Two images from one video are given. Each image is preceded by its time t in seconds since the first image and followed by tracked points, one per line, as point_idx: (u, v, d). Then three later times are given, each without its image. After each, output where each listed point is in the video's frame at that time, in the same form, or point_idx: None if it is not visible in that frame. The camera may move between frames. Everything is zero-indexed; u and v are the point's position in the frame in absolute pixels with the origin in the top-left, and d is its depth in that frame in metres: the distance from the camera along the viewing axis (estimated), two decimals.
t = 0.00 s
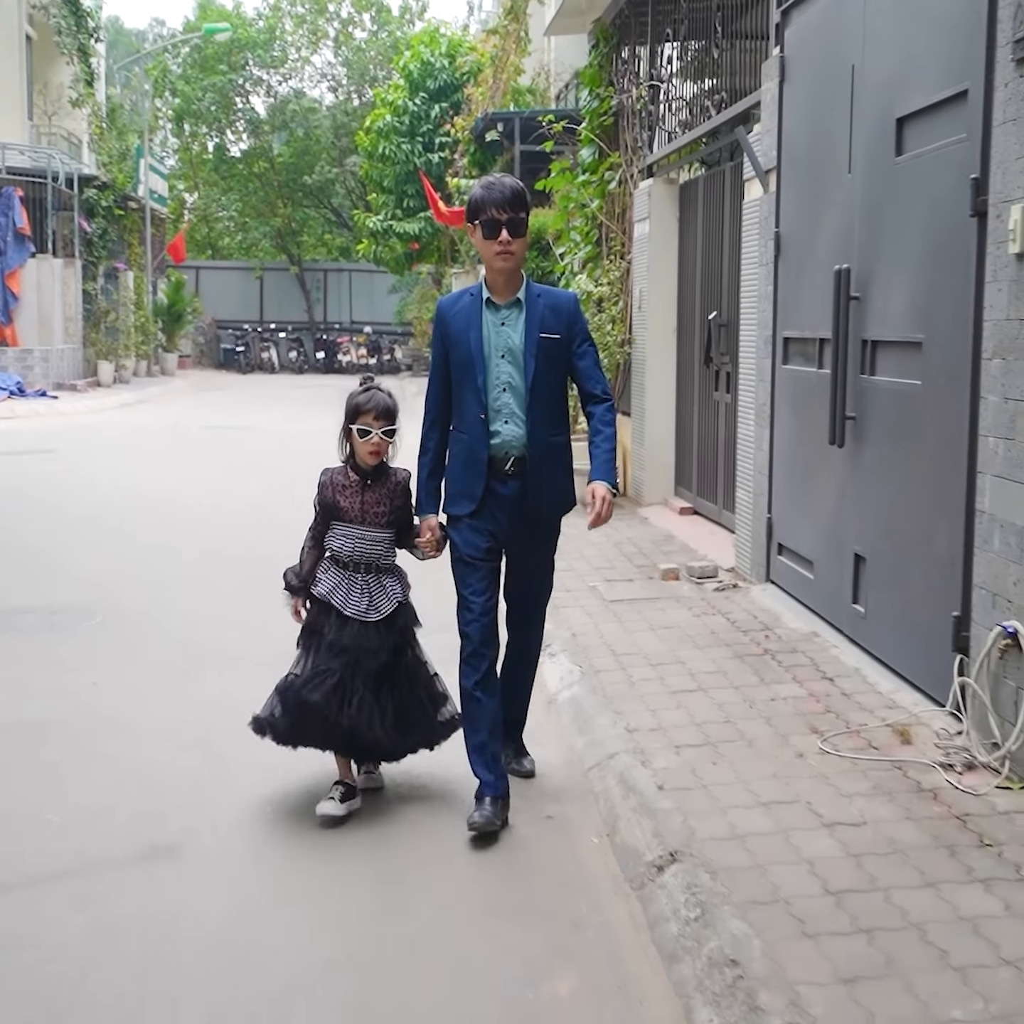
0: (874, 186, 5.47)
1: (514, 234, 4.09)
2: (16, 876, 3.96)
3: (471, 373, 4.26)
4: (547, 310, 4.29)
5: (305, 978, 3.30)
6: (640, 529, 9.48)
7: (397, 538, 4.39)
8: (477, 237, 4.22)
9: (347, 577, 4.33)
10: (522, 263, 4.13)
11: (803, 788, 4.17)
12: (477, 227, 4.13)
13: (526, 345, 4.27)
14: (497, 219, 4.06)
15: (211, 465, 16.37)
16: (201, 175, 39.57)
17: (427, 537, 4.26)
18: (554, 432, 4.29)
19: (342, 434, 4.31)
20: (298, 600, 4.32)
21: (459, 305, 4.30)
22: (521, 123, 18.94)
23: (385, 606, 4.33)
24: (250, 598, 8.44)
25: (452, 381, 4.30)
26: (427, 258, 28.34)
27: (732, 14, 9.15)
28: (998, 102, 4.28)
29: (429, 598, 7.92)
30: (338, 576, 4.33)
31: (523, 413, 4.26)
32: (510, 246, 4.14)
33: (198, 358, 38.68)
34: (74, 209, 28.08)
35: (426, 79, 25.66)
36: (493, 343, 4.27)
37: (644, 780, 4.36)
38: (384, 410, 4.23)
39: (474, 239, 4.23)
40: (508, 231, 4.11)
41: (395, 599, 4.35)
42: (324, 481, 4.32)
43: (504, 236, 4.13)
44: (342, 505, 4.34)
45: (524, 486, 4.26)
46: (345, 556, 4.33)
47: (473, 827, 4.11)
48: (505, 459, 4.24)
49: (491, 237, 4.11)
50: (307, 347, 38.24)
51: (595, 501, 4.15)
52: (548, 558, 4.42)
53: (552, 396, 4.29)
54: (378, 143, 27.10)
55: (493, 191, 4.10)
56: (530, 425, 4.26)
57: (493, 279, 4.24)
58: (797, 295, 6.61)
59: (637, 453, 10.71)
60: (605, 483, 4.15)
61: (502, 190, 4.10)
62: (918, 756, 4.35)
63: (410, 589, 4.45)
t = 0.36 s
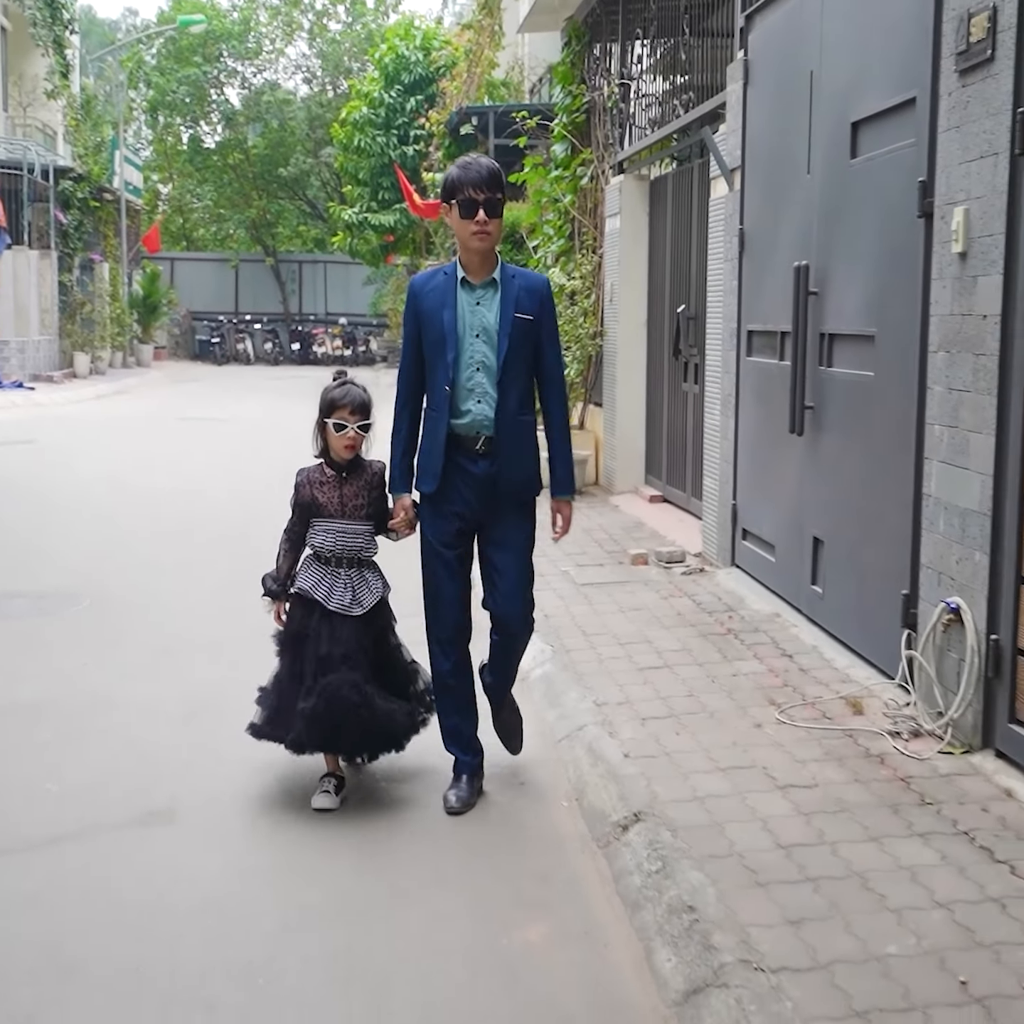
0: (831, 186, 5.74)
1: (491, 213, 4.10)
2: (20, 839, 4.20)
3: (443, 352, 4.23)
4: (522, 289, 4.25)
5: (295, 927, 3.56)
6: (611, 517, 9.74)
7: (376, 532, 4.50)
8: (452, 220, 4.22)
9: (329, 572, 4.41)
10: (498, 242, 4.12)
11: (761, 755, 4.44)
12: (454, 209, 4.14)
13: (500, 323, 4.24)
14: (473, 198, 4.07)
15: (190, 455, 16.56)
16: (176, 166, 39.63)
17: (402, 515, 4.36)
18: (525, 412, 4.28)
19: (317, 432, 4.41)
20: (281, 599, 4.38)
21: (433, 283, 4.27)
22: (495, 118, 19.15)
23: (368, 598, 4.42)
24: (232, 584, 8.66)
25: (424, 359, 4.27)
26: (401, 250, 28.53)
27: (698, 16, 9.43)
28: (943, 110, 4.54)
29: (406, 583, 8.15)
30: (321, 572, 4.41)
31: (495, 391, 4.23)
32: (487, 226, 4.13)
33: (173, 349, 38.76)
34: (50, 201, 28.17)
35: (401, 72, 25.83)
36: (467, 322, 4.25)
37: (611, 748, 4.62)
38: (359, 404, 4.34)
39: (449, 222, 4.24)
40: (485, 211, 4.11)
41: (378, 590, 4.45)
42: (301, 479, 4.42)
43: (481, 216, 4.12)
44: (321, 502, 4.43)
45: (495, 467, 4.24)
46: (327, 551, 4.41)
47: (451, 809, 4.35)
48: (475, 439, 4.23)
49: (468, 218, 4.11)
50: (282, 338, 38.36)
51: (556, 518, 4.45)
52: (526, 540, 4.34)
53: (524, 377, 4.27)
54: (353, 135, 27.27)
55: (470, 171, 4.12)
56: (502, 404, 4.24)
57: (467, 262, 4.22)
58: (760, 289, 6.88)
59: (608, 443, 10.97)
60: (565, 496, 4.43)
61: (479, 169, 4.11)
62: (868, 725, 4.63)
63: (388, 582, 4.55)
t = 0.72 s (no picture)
0: (789, 183, 5.97)
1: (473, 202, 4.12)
2: (14, 804, 4.40)
3: (418, 339, 4.28)
4: (499, 282, 4.33)
5: (279, 883, 3.76)
6: (582, 502, 9.96)
7: (352, 508, 4.59)
8: (432, 204, 4.23)
9: (310, 552, 4.49)
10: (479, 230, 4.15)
11: (720, 723, 4.68)
12: (436, 195, 4.16)
13: (475, 314, 4.31)
14: (456, 187, 4.10)
15: (167, 443, 16.73)
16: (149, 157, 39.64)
17: (375, 497, 4.38)
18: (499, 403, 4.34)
19: (292, 415, 4.45)
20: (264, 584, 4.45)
21: (409, 269, 4.32)
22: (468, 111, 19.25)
23: (347, 576, 4.53)
24: (211, 567, 8.86)
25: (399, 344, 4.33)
26: (375, 241, 28.65)
27: (666, 13, 9.63)
28: (893, 109, 4.76)
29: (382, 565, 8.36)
30: (301, 553, 4.49)
31: (468, 381, 4.31)
32: (468, 216, 4.16)
33: (147, 339, 38.78)
34: (22, 191, 28.20)
35: (374, 64, 25.97)
36: (442, 310, 4.30)
37: (578, 718, 4.84)
38: (334, 388, 4.41)
39: (428, 205, 4.25)
40: (466, 199, 4.13)
41: (356, 567, 4.56)
42: (279, 464, 4.46)
43: (463, 205, 4.15)
44: (299, 485, 4.49)
45: (465, 455, 4.33)
46: (306, 532, 4.50)
47: (425, 777, 4.57)
48: (445, 427, 4.30)
49: (449, 206, 4.15)
50: (256, 329, 38.40)
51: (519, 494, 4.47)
52: (500, 527, 4.35)
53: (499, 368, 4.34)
54: (326, 126, 27.41)
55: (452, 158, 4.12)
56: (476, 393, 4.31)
57: (447, 247, 4.25)
58: (723, 282, 7.12)
59: (579, 430, 11.20)
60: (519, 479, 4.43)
61: (461, 156, 4.11)
62: (823, 695, 4.87)
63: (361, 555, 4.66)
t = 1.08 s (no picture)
0: (747, 176, 6.20)
1: (455, 204, 4.10)
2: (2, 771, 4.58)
3: (398, 338, 4.26)
4: (480, 282, 4.30)
5: (257, 841, 3.97)
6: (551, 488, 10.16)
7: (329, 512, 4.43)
8: (410, 204, 4.19)
9: (287, 557, 4.32)
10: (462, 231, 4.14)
11: (678, 692, 4.90)
12: (417, 196, 4.12)
13: (455, 314, 4.28)
14: (439, 190, 4.07)
15: (142, 431, 16.86)
16: (121, 146, 39.61)
17: (357, 494, 4.40)
18: (479, 403, 4.33)
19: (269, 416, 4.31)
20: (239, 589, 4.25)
21: (390, 267, 4.29)
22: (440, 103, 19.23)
23: (325, 581, 4.36)
24: (187, 549, 9.04)
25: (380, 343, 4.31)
26: (348, 230, 28.74)
27: (633, 7, 9.82)
28: (842, 107, 4.99)
29: (355, 549, 8.55)
30: (277, 557, 4.31)
31: (447, 381, 4.30)
32: (450, 217, 4.14)
33: (119, 328, 38.73)
34: None
35: (346, 54, 26.06)
36: (423, 309, 4.28)
37: (543, 689, 5.06)
38: (313, 387, 4.28)
39: (405, 205, 4.21)
40: (449, 201, 4.11)
41: (334, 572, 4.40)
42: (255, 464, 4.31)
43: (445, 207, 4.12)
44: (275, 486, 4.33)
45: (443, 454, 4.32)
46: (283, 535, 4.33)
47: (394, 746, 4.77)
48: (424, 426, 4.30)
49: (432, 207, 4.11)
50: (229, 318, 38.42)
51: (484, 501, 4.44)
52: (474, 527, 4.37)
53: (479, 368, 4.33)
54: (299, 116, 27.50)
55: (432, 160, 4.09)
56: (454, 393, 4.30)
57: (427, 247, 4.23)
58: (685, 273, 7.35)
59: (548, 417, 11.42)
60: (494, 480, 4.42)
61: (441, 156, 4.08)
62: (775, 666, 5.11)
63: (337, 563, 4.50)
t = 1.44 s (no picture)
0: (715, 172, 6.39)
1: (445, 189, 4.09)
2: None
3: (384, 320, 4.22)
4: (466, 266, 4.27)
5: (240, 809, 4.15)
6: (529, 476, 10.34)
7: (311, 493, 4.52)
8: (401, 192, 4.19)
9: (265, 535, 4.43)
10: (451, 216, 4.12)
11: (646, 670, 5.10)
12: (407, 182, 4.11)
13: (440, 297, 4.25)
14: (428, 174, 4.06)
15: (125, 420, 16.98)
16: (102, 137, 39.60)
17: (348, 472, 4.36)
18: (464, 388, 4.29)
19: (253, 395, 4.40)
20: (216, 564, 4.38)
21: (378, 251, 4.27)
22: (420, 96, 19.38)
23: (304, 561, 4.46)
24: (171, 535, 9.20)
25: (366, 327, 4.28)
26: (329, 222, 28.83)
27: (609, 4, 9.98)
28: (804, 106, 5.17)
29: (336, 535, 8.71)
30: (256, 535, 4.41)
31: (432, 365, 4.25)
32: (440, 203, 4.12)
33: (101, 318, 38.71)
34: None
35: (327, 46, 26.14)
36: (408, 293, 4.25)
37: (516, 667, 5.25)
38: (298, 370, 4.35)
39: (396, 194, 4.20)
40: (439, 186, 4.09)
41: (313, 552, 4.49)
42: (238, 443, 4.40)
43: (435, 192, 4.11)
44: (257, 466, 4.42)
45: (429, 436, 4.26)
46: (263, 514, 4.43)
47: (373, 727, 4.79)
48: (409, 408, 4.24)
49: (421, 191, 4.09)
50: (211, 309, 38.45)
51: (494, 496, 4.44)
52: (456, 518, 4.36)
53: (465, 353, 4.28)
54: (280, 108, 27.59)
55: (423, 145, 4.09)
56: (439, 377, 4.25)
57: (417, 234, 4.20)
58: (657, 266, 7.54)
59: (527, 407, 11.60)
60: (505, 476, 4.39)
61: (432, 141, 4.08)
62: (740, 644, 5.31)
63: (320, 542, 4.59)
